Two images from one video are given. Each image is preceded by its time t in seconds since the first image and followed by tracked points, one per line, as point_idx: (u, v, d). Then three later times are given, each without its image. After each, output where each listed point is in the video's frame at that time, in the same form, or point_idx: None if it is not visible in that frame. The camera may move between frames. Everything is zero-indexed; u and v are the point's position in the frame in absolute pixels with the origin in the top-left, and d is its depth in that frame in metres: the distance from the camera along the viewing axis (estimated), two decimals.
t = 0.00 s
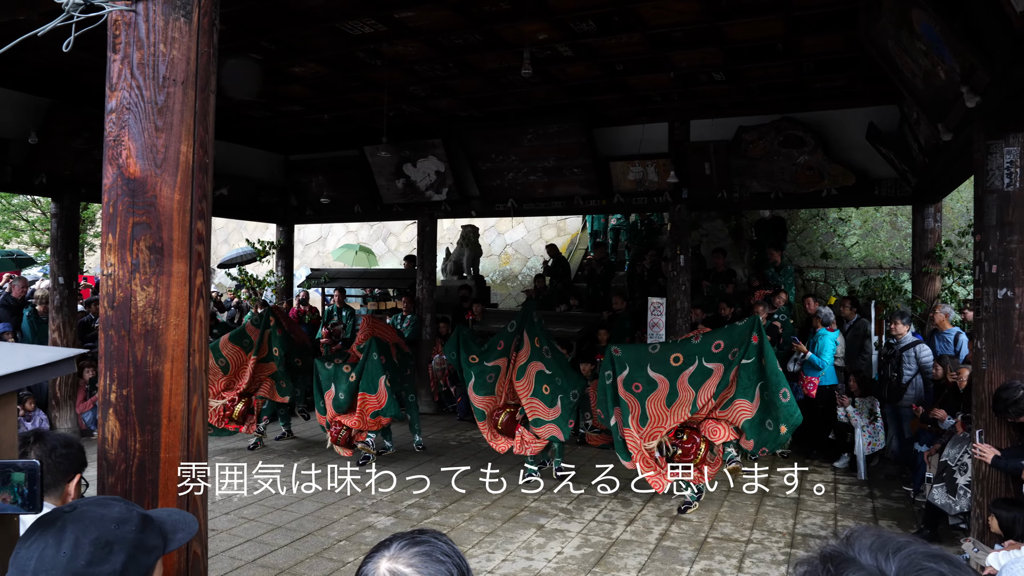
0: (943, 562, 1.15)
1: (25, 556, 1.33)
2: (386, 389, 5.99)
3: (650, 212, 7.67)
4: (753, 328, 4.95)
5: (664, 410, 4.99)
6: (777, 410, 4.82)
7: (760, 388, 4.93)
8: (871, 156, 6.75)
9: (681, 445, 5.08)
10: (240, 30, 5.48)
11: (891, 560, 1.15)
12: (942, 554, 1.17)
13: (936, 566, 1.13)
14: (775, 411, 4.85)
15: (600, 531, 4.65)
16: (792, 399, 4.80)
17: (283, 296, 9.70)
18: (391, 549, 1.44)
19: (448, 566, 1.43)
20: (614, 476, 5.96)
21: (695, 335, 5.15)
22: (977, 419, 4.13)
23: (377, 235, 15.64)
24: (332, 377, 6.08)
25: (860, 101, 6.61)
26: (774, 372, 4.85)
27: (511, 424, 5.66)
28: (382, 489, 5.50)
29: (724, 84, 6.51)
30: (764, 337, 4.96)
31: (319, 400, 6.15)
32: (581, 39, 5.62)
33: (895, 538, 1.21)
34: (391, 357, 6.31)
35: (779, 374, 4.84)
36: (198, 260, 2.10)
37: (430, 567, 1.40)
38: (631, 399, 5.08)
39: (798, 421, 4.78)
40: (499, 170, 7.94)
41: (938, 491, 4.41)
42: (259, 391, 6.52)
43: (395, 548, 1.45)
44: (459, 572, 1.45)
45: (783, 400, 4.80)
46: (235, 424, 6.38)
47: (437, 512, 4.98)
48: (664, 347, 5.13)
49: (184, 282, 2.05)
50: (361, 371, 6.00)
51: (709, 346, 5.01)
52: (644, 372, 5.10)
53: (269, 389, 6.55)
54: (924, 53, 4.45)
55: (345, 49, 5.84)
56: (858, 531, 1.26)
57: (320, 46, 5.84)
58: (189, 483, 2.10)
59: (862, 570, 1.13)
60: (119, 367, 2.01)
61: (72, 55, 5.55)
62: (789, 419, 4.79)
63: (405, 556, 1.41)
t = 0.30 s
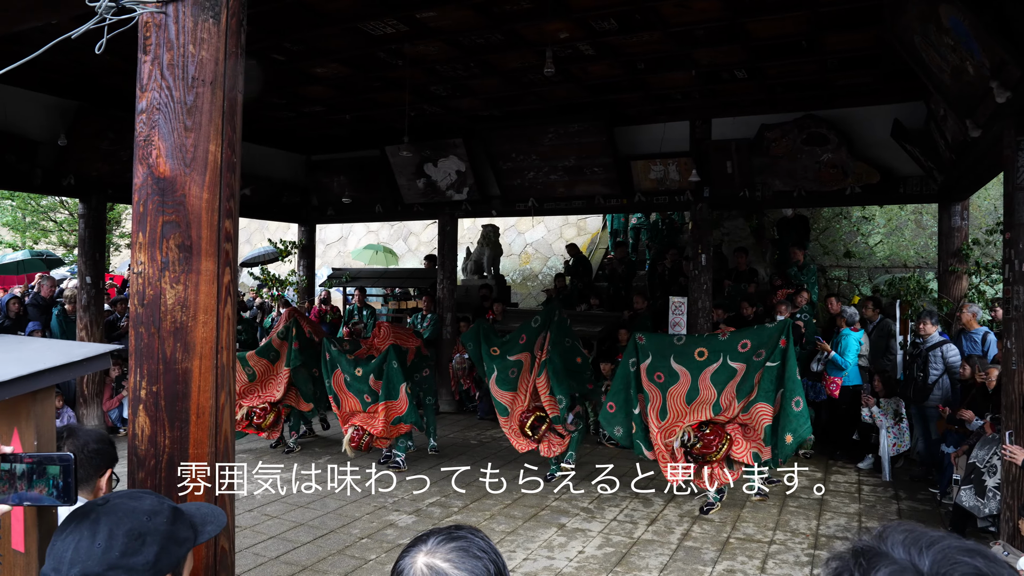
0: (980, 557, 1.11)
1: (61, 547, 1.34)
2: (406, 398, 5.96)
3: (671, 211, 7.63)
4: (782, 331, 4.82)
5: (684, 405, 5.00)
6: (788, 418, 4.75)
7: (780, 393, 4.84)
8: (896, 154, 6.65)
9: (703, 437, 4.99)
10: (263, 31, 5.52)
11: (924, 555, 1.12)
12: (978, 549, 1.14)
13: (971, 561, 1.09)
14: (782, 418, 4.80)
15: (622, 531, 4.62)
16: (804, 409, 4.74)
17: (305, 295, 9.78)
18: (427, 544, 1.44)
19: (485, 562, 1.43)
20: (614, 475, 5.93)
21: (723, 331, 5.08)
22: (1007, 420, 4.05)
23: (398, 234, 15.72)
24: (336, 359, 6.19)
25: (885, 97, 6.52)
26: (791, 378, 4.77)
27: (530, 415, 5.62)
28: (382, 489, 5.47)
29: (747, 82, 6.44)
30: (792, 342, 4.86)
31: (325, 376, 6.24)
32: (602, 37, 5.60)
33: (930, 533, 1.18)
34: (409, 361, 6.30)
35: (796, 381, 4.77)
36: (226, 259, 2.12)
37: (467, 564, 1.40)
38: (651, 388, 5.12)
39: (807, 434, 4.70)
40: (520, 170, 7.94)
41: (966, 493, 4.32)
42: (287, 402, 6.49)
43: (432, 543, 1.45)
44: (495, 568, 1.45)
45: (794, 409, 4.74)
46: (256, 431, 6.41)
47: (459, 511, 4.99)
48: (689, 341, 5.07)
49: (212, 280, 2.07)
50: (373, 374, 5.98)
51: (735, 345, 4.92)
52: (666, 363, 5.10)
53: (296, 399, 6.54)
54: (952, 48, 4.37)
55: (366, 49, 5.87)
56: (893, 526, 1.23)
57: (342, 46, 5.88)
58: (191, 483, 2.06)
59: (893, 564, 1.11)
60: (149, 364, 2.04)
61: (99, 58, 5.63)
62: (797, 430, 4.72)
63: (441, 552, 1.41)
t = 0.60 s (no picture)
0: (1008, 558, 1.08)
1: (65, 546, 1.33)
2: (421, 407, 5.96)
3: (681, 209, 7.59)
4: (812, 341, 4.72)
5: (705, 396, 4.91)
6: (804, 429, 4.61)
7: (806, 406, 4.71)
8: (908, 152, 6.59)
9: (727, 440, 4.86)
10: (272, 30, 5.52)
11: (951, 556, 1.09)
12: (1006, 549, 1.11)
13: (1000, 562, 1.06)
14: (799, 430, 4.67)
15: (632, 530, 4.60)
16: (819, 422, 4.62)
17: (314, 294, 9.78)
18: (440, 543, 1.43)
19: (499, 562, 1.41)
20: (614, 475, 5.88)
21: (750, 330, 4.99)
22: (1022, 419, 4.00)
23: (407, 233, 15.73)
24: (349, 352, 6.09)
25: (897, 94, 6.47)
26: (814, 391, 4.65)
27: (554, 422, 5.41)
28: (382, 489, 5.45)
29: (757, 80, 6.39)
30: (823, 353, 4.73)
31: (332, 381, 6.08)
32: (612, 35, 5.57)
33: (957, 533, 1.15)
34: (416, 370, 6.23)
35: (818, 394, 4.64)
36: (236, 255, 2.11)
37: (480, 563, 1.38)
38: (672, 372, 5.07)
39: (814, 447, 4.59)
40: (529, 168, 7.92)
41: (981, 493, 4.29)
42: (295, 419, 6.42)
43: (445, 542, 1.43)
44: (509, 568, 1.43)
45: (810, 420, 4.62)
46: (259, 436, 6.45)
47: (468, 510, 4.98)
48: (714, 332, 4.99)
49: (222, 277, 2.06)
50: (376, 380, 5.91)
51: (760, 345, 4.84)
52: (690, 350, 5.03)
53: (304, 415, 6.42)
54: (967, 44, 4.32)
55: (375, 47, 5.86)
56: (920, 526, 1.20)
57: (351, 45, 5.87)
58: (190, 483, 2.05)
59: (919, 565, 1.08)
60: (159, 361, 2.03)
61: (110, 58, 5.65)
62: (806, 441, 4.61)
63: (454, 551, 1.40)
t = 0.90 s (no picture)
0: None
1: (60, 544, 1.32)
2: (431, 416, 5.91)
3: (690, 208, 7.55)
4: (833, 356, 4.69)
5: (724, 407, 4.85)
6: (838, 446, 4.57)
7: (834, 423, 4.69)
8: (919, 150, 6.54)
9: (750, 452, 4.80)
10: (279, 30, 5.52)
11: (973, 560, 1.06)
12: None
13: None
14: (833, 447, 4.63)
15: (640, 531, 4.57)
16: (854, 438, 4.56)
17: (322, 294, 9.79)
18: (443, 544, 1.40)
19: (503, 563, 1.39)
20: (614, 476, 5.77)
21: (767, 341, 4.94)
22: None
23: (414, 233, 15.73)
24: (363, 349, 6.04)
25: (907, 92, 6.41)
26: (843, 408, 4.60)
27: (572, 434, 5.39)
28: (382, 489, 5.43)
29: (766, 78, 6.35)
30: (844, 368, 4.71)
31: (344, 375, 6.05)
32: (619, 33, 5.54)
33: (978, 536, 1.12)
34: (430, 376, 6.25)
35: (847, 411, 4.60)
36: (241, 253, 2.10)
37: (484, 564, 1.36)
38: (690, 381, 5.00)
39: (855, 463, 4.54)
40: (536, 167, 7.90)
41: (994, 494, 4.23)
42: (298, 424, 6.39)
43: (447, 543, 1.41)
44: (513, 569, 1.41)
45: (844, 438, 4.56)
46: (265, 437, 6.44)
47: (475, 510, 4.96)
48: (731, 340, 4.94)
49: (227, 275, 2.04)
50: (388, 385, 5.85)
51: (779, 358, 4.80)
52: (708, 358, 4.97)
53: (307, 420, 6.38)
54: (980, 39, 4.27)
55: (382, 46, 5.85)
56: (940, 528, 1.17)
57: (358, 44, 5.86)
58: (190, 482, 2.03)
59: (939, 568, 1.06)
60: (163, 359, 2.02)
61: (118, 58, 5.67)
62: (846, 459, 4.56)
63: (457, 551, 1.37)
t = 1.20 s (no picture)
0: None
1: (64, 543, 1.31)
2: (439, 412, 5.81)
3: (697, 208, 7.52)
4: (842, 349, 4.64)
5: (730, 412, 4.80)
6: (865, 440, 4.53)
7: (849, 416, 4.61)
8: (929, 148, 6.49)
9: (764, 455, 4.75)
10: (286, 30, 5.53)
11: (990, 563, 1.04)
12: None
13: None
14: (856, 441, 4.57)
15: (647, 532, 4.54)
16: (881, 429, 4.53)
17: (329, 294, 9.79)
18: (449, 543, 1.39)
19: (510, 562, 1.37)
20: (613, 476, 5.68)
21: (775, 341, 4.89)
22: None
23: (422, 233, 15.73)
24: (365, 357, 6.06)
25: (916, 90, 6.37)
26: (859, 398, 4.56)
27: (580, 430, 5.25)
28: (382, 489, 5.43)
29: (775, 77, 6.31)
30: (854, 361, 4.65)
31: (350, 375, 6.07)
32: (627, 32, 5.52)
33: (995, 539, 1.10)
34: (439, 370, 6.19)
35: (866, 402, 4.55)
36: (246, 252, 2.09)
37: (491, 563, 1.34)
38: (697, 387, 4.96)
39: (886, 453, 4.51)
40: (544, 167, 7.88)
41: (1007, 496, 4.15)
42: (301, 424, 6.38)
43: (454, 542, 1.40)
44: (520, 568, 1.40)
45: (871, 430, 4.51)
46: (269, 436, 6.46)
47: (482, 510, 4.95)
48: (738, 344, 4.90)
49: (233, 275, 2.04)
50: (402, 381, 5.82)
51: (787, 357, 4.75)
52: (713, 363, 4.93)
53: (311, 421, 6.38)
54: (991, 37, 4.23)
55: (389, 46, 5.85)
56: (956, 530, 1.15)
57: (366, 44, 5.86)
58: (190, 482, 2.02)
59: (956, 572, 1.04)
60: (169, 359, 2.01)
61: (127, 58, 5.69)
62: (877, 451, 4.52)
63: (464, 551, 1.36)
